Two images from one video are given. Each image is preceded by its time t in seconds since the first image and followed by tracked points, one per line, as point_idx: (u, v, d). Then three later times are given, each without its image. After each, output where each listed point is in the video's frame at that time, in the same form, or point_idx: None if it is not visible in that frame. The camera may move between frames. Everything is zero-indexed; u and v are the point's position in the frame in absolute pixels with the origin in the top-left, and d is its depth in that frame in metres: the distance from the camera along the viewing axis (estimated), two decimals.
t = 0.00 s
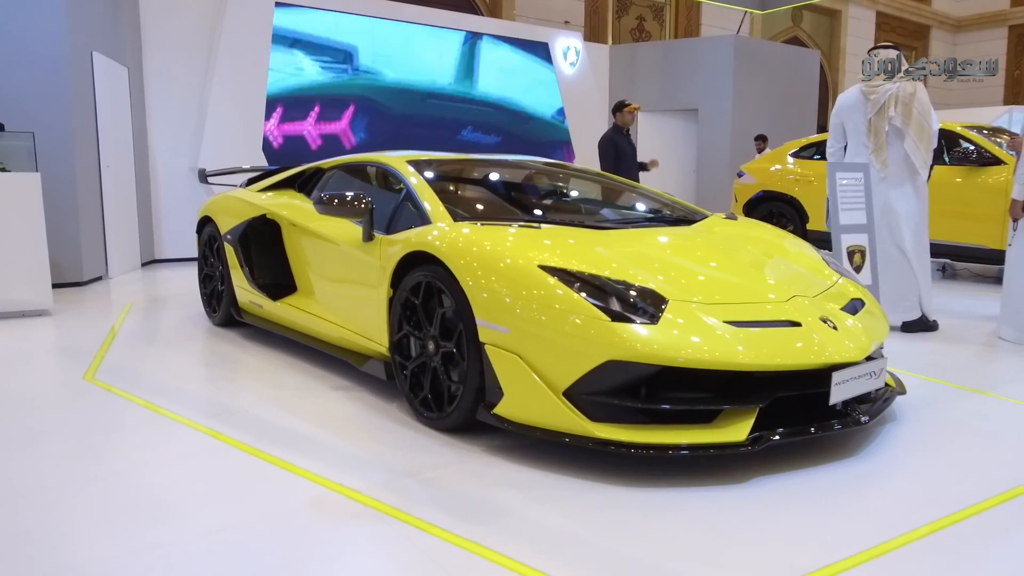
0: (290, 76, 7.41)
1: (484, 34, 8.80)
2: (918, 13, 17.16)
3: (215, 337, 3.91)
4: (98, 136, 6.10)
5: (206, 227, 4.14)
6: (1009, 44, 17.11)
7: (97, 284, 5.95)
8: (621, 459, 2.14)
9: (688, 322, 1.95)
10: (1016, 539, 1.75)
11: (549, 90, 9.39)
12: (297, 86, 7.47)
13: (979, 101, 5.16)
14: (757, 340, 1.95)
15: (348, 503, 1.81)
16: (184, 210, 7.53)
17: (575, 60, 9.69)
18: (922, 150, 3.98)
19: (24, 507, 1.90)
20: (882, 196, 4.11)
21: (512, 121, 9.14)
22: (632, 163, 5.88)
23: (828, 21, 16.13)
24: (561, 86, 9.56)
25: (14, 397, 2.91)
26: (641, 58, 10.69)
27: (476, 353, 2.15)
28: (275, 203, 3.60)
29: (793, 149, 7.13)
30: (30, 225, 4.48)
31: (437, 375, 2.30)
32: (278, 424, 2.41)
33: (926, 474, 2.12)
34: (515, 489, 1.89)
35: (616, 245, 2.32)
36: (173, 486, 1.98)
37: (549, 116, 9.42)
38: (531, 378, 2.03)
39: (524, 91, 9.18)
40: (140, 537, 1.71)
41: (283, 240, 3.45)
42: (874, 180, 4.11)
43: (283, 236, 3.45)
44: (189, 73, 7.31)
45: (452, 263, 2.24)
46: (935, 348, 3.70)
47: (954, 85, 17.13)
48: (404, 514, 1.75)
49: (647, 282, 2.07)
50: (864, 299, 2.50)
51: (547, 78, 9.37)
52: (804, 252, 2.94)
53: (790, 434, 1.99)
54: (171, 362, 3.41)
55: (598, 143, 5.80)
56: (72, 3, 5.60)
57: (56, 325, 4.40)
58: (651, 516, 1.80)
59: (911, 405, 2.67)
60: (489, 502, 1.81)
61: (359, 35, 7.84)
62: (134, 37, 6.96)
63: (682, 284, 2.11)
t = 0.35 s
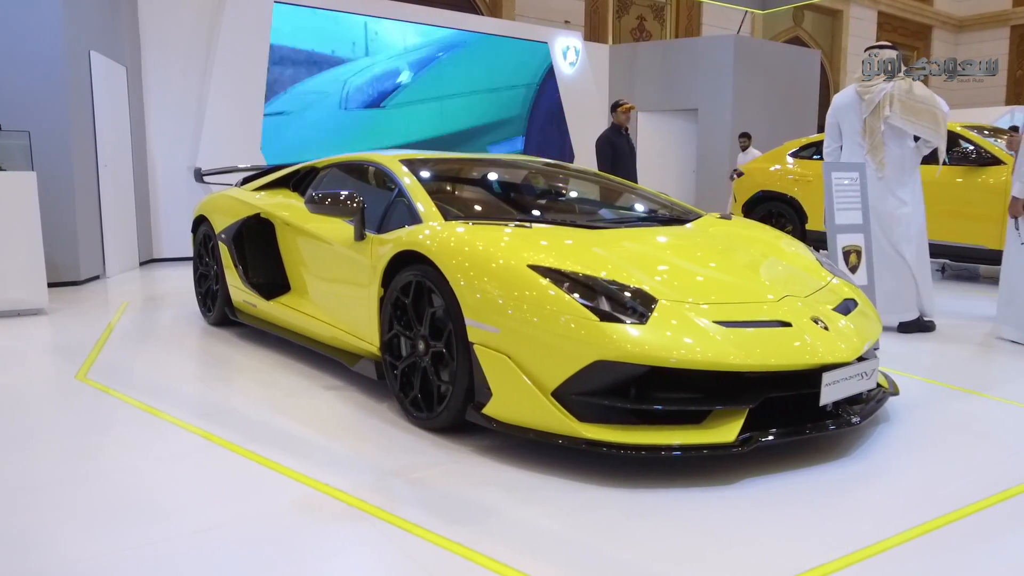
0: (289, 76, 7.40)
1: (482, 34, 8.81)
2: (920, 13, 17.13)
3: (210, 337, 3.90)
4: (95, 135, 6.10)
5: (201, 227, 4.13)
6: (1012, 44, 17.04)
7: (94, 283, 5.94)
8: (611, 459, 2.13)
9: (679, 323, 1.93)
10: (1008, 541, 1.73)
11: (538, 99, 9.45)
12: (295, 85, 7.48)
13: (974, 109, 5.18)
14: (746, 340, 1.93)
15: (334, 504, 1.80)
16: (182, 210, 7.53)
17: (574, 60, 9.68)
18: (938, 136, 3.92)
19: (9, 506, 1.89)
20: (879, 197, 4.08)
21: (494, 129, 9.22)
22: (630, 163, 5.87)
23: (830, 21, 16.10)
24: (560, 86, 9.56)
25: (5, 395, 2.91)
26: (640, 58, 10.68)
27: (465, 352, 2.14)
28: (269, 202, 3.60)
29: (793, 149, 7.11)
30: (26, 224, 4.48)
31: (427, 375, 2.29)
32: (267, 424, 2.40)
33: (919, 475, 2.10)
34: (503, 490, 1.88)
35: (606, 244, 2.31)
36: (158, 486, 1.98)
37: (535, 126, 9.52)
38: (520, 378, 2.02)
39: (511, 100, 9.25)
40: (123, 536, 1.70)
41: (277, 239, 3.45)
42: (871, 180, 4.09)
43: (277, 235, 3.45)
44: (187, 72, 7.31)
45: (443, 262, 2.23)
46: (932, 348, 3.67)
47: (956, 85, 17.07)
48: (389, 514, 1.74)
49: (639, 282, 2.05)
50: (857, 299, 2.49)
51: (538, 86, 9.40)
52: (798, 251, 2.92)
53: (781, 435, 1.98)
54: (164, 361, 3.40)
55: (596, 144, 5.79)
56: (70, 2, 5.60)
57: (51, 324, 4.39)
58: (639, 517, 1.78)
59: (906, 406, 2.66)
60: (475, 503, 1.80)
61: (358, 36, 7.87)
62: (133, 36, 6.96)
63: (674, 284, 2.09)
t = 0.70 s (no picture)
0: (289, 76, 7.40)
1: (482, 35, 8.77)
2: (924, 13, 17.08)
3: (206, 338, 3.90)
4: (95, 135, 6.10)
5: (197, 227, 4.13)
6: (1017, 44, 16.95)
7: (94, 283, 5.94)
8: (601, 462, 2.12)
9: (671, 326, 1.92)
10: (999, 546, 1.71)
11: (542, 109, 9.48)
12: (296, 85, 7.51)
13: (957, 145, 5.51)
14: (737, 343, 1.91)
15: (319, 507, 1.79)
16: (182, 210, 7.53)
17: (576, 60, 9.66)
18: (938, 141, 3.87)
19: None
20: (875, 197, 4.05)
21: (500, 137, 9.23)
22: (628, 164, 5.84)
23: (834, 21, 16.05)
24: (562, 86, 9.53)
25: None
26: (642, 58, 10.67)
27: (454, 354, 2.13)
28: (264, 203, 3.60)
29: (795, 149, 7.05)
30: (24, 224, 4.48)
31: (417, 377, 2.27)
32: (257, 426, 2.39)
33: (912, 480, 2.08)
34: (490, 494, 1.86)
35: (598, 245, 2.29)
36: (144, 488, 1.97)
37: (542, 134, 9.54)
38: (509, 381, 2.00)
39: (514, 108, 9.26)
40: (106, 538, 1.69)
41: (271, 239, 3.44)
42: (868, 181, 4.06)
43: (272, 236, 3.44)
44: (188, 72, 7.31)
45: (434, 265, 2.21)
46: (930, 351, 3.65)
47: (961, 86, 16.99)
48: (374, 518, 1.72)
49: (630, 285, 2.04)
50: (851, 302, 2.47)
51: (542, 94, 9.41)
52: (794, 252, 2.90)
53: (774, 439, 1.96)
54: (158, 362, 3.39)
55: (593, 144, 5.79)
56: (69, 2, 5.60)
57: (48, 324, 4.39)
58: (627, 521, 1.77)
59: (901, 409, 2.64)
60: (461, 506, 1.78)
61: (358, 36, 7.86)
62: (134, 36, 6.97)
63: (665, 287, 2.07)
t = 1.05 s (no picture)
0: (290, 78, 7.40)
1: (483, 35, 8.74)
2: (929, 14, 17.03)
3: (203, 338, 3.90)
4: (97, 135, 6.11)
5: (196, 227, 4.13)
6: None
7: (95, 283, 5.96)
8: (591, 465, 2.11)
9: (665, 329, 1.90)
10: (990, 550, 1.70)
11: (549, 102, 9.41)
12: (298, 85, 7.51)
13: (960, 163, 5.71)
14: (725, 345, 1.90)
15: (305, 509, 1.79)
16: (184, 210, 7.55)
17: (578, 61, 9.65)
18: (913, 158, 3.93)
19: None
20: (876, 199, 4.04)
21: (509, 127, 9.18)
22: (623, 168, 5.82)
23: (839, 22, 16.00)
24: (564, 87, 9.52)
25: None
26: (645, 60, 10.66)
27: (444, 356, 2.12)
28: (261, 204, 3.60)
29: (798, 150, 7.05)
30: (23, 225, 4.49)
31: (408, 378, 2.26)
32: (248, 427, 2.38)
33: (904, 484, 2.07)
34: (478, 496, 1.86)
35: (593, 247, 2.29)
36: (130, 489, 1.96)
37: (548, 126, 9.47)
38: (496, 383, 2.00)
39: (520, 103, 9.20)
40: (89, 540, 1.69)
41: (268, 241, 3.44)
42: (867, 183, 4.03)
43: (268, 237, 3.44)
44: (190, 73, 7.33)
45: (426, 266, 2.20)
46: (930, 353, 3.62)
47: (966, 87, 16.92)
48: (359, 520, 1.71)
49: (623, 287, 2.03)
50: (845, 303, 2.45)
51: (548, 89, 9.35)
52: (789, 253, 2.88)
53: (768, 442, 1.94)
54: (154, 362, 3.39)
55: (588, 145, 5.82)
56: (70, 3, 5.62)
57: (47, 324, 4.40)
58: (614, 524, 1.76)
59: (897, 412, 2.62)
60: (448, 509, 1.77)
61: (360, 36, 7.85)
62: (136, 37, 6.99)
63: (657, 290, 2.06)
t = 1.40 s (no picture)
0: (293, 79, 7.41)
1: (487, 36, 8.71)
2: (935, 14, 16.95)
3: (201, 339, 3.90)
4: (99, 136, 6.13)
5: (194, 228, 4.14)
6: None
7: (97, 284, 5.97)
8: (581, 467, 2.09)
9: (659, 332, 1.89)
10: (982, 555, 1.68)
11: (555, 99, 9.34)
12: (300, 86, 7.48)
13: (966, 165, 5.61)
14: (716, 348, 1.89)
15: (292, 511, 1.78)
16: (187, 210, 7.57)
17: (581, 62, 9.64)
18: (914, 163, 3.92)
19: None
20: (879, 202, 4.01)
21: (522, 124, 9.14)
22: (620, 170, 5.78)
23: (844, 23, 15.95)
24: (568, 87, 9.51)
25: None
26: (649, 60, 10.57)
27: (435, 357, 2.11)
28: (258, 204, 3.61)
29: (800, 152, 7.02)
30: (23, 226, 4.51)
31: (399, 380, 2.26)
32: (240, 428, 2.38)
33: (897, 488, 2.05)
34: (465, 498, 1.85)
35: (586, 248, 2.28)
36: (119, 490, 1.96)
37: (560, 121, 9.43)
38: (486, 385, 1.99)
39: (531, 99, 9.16)
40: (75, 541, 1.68)
41: (265, 242, 3.44)
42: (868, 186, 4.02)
43: (265, 237, 3.44)
44: (193, 75, 7.35)
45: (419, 268, 2.19)
46: (930, 355, 3.60)
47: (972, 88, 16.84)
48: (345, 522, 1.70)
49: (617, 290, 2.01)
50: (840, 306, 2.43)
51: (553, 87, 9.30)
52: (786, 254, 2.86)
53: (761, 445, 1.93)
54: (150, 363, 3.39)
55: (587, 148, 5.87)
56: (73, 4, 5.63)
57: (47, 325, 4.42)
58: (601, 527, 1.75)
59: (893, 415, 2.60)
60: (436, 511, 1.76)
61: (363, 37, 7.84)
62: (139, 38, 7.00)
63: (651, 293, 2.04)
